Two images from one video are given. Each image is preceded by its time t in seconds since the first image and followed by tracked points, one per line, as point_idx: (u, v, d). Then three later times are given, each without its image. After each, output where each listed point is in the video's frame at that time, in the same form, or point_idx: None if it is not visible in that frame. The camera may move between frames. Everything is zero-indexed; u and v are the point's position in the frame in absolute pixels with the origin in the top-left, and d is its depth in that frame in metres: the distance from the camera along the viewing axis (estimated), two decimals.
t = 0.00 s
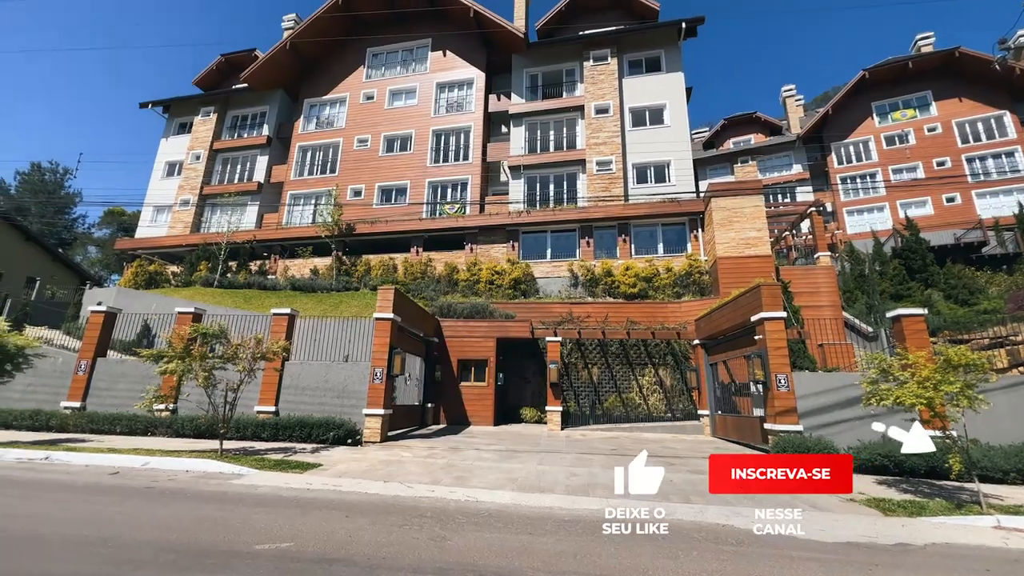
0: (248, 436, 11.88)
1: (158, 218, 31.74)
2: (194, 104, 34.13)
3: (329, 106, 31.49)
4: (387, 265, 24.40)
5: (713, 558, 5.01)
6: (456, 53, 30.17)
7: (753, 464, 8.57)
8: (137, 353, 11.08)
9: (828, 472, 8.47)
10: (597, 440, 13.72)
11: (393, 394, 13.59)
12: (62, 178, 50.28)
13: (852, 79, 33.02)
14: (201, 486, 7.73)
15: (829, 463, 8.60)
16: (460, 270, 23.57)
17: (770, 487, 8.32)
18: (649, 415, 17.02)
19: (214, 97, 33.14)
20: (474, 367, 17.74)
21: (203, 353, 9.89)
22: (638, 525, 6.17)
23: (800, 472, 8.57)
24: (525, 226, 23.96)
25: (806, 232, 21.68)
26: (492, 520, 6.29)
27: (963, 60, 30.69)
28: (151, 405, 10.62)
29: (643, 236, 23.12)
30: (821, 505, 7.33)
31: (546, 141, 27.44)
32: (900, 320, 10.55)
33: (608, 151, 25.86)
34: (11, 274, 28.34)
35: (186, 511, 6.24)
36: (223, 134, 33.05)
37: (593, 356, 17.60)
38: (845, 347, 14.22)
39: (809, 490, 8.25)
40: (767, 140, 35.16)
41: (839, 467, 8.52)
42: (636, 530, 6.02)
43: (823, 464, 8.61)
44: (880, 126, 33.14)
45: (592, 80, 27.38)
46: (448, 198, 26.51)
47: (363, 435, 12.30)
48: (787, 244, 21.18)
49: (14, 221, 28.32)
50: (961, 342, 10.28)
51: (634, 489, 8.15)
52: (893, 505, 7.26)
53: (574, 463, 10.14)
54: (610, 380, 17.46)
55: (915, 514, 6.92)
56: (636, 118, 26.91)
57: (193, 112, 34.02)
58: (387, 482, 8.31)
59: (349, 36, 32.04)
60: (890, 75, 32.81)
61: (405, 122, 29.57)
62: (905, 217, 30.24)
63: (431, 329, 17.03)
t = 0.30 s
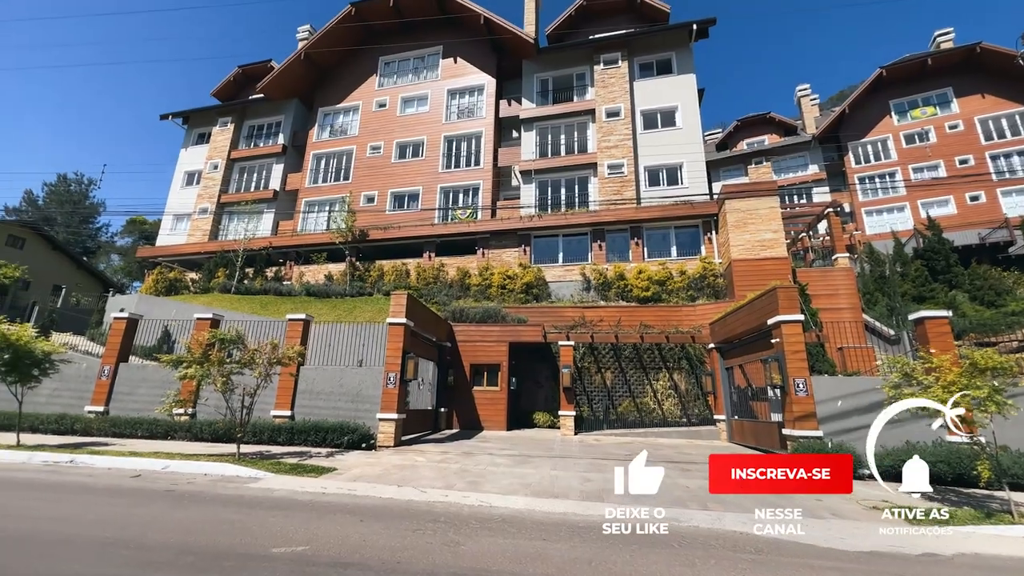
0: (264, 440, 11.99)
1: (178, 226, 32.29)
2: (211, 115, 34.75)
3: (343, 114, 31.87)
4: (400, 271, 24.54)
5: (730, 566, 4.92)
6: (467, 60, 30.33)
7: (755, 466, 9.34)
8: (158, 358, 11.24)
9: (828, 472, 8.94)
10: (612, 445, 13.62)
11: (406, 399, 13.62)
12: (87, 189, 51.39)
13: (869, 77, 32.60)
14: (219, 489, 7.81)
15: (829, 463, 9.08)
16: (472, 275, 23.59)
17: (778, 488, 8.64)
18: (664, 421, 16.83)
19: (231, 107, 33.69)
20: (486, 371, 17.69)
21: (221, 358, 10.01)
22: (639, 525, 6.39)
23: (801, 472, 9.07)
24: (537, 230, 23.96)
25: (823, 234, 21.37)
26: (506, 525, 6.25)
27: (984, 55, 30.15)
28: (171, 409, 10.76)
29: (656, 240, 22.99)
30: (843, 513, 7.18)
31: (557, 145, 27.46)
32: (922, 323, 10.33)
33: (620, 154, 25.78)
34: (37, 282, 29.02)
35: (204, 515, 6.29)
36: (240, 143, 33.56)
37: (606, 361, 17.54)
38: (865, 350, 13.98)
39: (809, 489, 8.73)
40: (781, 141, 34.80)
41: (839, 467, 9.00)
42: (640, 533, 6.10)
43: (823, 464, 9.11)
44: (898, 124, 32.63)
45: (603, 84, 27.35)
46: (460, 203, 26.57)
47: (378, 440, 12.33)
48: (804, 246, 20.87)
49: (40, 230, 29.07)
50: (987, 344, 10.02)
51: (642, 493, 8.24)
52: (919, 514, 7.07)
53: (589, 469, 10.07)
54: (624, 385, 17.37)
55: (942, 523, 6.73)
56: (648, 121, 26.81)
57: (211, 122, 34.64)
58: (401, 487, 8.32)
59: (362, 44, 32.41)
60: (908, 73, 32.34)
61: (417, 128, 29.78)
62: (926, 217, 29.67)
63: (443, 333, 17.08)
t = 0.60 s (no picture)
0: (277, 441, 12.10)
1: (192, 230, 32.68)
2: (224, 120, 35.15)
3: (353, 117, 32.11)
4: (410, 273, 24.63)
5: (744, 570, 4.85)
6: (475, 62, 30.39)
7: (755, 466, 9.27)
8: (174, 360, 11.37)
9: (828, 472, 8.95)
10: (623, 447, 13.54)
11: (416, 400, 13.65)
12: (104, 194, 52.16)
13: (882, 74, 32.22)
14: (233, 490, 7.87)
15: (829, 463, 9.09)
16: (482, 277, 23.60)
17: (778, 488, 8.59)
18: (675, 422, 16.69)
19: (244, 112, 34.04)
20: (496, 373, 17.69)
21: (235, 360, 10.11)
22: (639, 525, 6.39)
23: (801, 472, 8.99)
24: (546, 231, 23.92)
25: (837, 233, 21.13)
26: (517, 528, 6.23)
27: (1001, 49, 29.65)
28: (186, 410, 10.88)
29: (665, 240, 22.85)
30: (860, 516, 7.07)
31: (565, 146, 27.42)
32: (940, 323, 10.17)
33: (629, 154, 25.68)
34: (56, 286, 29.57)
35: (219, 514, 6.35)
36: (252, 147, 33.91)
37: (617, 362, 17.48)
38: (881, 350, 13.89)
39: (809, 489, 8.68)
40: (792, 139, 34.47)
41: (839, 467, 8.99)
42: (641, 533, 6.11)
43: (823, 464, 9.11)
44: (913, 121, 32.19)
45: (611, 84, 27.27)
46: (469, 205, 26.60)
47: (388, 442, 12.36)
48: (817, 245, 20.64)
49: (59, 235, 29.59)
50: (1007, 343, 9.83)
51: (642, 493, 8.20)
52: (940, 519, 6.93)
53: (599, 470, 10.02)
54: (634, 386, 17.28)
55: (962, 527, 6.61)
56: (657, 121, 26.70)
57: (224, 127, 35.04)
58: (412, 488, 8.34)
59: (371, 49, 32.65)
60: (923, 68, 31.90)
61: (426, 131, 29.90)
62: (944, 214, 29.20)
63: (453, 334, 17.12)
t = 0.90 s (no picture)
0: (283, 441, 12.16)
1: (198, 230, 32.87)
2: (230, 121, 35.34)
3: (358, 118, 32.22)
4: (416, 273, 24.69)
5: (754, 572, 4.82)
6: (480, 62, 30.40)
7: (754, 466, 9.25)
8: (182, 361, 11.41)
9: (828, 472, 8.96)
10: (629, 446, 13.52)
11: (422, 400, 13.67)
12: (112, 196, 52.56)
13: (890, 71, 31.99)
14: (241, 489, 7.90)
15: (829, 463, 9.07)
16: (487, 276, 23.61)
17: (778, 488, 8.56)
18: (681, 422, 16.66)
19: (249, 114, 34.20)
20: (501, 373, 17.68)
21: (242, 360, 10.15)
22: (639, 525, 6.39)
23: (800, 472, 8.94)
24: (551, 231, 23.92)
25: (844, 232, 20.97)
26: (524, 527, 6.24)
27: (1011, 46, 29.35)
28: (194, 410, 10.94)
29: (671, 239, 22.79)
30: (870, 517, 7.02)
31: (570, 145, 27.41)
32: (950, 322, 10.11)
33: (634, 154, 25.61)
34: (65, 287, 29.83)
35: (229, 514, 6.38)
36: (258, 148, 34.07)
37: (622, 362, 17.47)
38: (889, 351, 13.96)
39: (806, 489, 8.68)
40: (799, 137, 34.27)
41: (838, 467, 9.02)
42: (641, 533, 6.10)
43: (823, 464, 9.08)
44: (921, 119, 31.93)
45: (616, 83, 27.22)
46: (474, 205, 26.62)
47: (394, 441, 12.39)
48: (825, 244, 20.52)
49: (68, 236, 29.84)
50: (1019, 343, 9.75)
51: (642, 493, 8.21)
52: (951, 520, 6.87)
53: (606, 470, 10.01)
54: (640, 386, 17.26)
55: (974, 528, 6.55)
56: (662, 120, 26.62)
57: (230, 128, 35.25)
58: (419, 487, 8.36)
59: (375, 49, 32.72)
60: (931, 65, 31.65)
61: (430, 131, 29.95)
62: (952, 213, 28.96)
63: (458, 335, 17.15)
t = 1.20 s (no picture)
0: (285, 440, 12.18)
1: (200, 230, 32.90)
2: (231, 122, 35.37)
3: (359, 118, 32.24)
4: (417, 273, 24.69)
5: (757, 572, 4.82)
6: (481, 62, 30.39)
7: (754, 466, 9.24)
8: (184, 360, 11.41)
9: (828, 472, 8.87)
10: (630, 446, 13.51)
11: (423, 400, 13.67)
12: (113, 196, 52.63)
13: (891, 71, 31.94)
14: (244, 489, 7.93)
15: (829, 463, 9.01)
16: (488, 276, 23.59)
17: (779, 488, 8.53)
18: (682, 422, 16.65)
19: (250, 114, 34.21)
20: (503, 373, 17.67)
21: (243, 359, 10.17)
22: (639, 525, 6.39)
23: (801, 472, 8.92)
24: (553, 231, 23.90)
25: (845, 231, 20.90)
26: (526, 527, 6.24)
27: (1012, 45, 29.27)
28: (196, 410, 10.96)
29: (672, 239, 22.76)
30: (873, 517, 7.01)
31: (571, 145, 27.41)
32: (954, 321, 10.08)
33: (635, 154, 25.60)
34: (66, 287, 29.88)
35: (232, 513, 6.40)
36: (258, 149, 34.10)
37: (624, 362, 17.45)
38: (892, 350, 13.93)
39: (806, 489, 8.69)
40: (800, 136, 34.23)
41: (838, 467, 8.95)
42: (641, 533, 6.10)
43: (823, 464, 9.02)
44: (923, 118, 31.87)
45: (617, 83, 27.22)
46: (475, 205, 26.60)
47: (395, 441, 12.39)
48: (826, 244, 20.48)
49: (69, 236, 29.91)
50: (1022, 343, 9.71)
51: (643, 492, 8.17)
52: (955, 520, 6.85)
53: (607, 470, 10.02)
54: (641, 386, 17.26)
55: (978, 528, 6.53)
56: (663, 120, 26.59)
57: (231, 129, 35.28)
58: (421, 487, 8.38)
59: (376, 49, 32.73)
60: (932, 65, 31.60)
61: (431, 131, 29.96)
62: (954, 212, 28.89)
63: (459, 335, 17.14)
